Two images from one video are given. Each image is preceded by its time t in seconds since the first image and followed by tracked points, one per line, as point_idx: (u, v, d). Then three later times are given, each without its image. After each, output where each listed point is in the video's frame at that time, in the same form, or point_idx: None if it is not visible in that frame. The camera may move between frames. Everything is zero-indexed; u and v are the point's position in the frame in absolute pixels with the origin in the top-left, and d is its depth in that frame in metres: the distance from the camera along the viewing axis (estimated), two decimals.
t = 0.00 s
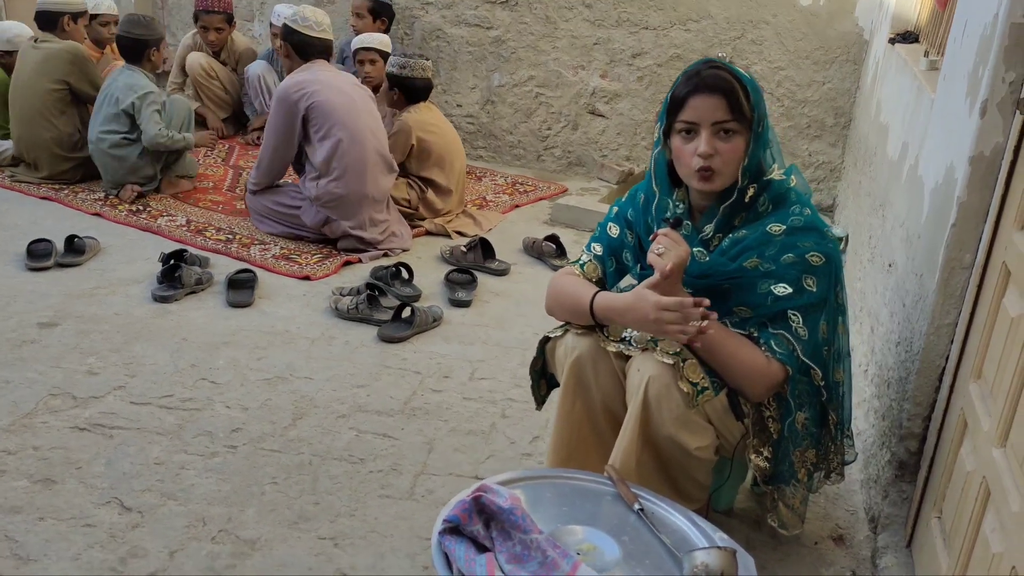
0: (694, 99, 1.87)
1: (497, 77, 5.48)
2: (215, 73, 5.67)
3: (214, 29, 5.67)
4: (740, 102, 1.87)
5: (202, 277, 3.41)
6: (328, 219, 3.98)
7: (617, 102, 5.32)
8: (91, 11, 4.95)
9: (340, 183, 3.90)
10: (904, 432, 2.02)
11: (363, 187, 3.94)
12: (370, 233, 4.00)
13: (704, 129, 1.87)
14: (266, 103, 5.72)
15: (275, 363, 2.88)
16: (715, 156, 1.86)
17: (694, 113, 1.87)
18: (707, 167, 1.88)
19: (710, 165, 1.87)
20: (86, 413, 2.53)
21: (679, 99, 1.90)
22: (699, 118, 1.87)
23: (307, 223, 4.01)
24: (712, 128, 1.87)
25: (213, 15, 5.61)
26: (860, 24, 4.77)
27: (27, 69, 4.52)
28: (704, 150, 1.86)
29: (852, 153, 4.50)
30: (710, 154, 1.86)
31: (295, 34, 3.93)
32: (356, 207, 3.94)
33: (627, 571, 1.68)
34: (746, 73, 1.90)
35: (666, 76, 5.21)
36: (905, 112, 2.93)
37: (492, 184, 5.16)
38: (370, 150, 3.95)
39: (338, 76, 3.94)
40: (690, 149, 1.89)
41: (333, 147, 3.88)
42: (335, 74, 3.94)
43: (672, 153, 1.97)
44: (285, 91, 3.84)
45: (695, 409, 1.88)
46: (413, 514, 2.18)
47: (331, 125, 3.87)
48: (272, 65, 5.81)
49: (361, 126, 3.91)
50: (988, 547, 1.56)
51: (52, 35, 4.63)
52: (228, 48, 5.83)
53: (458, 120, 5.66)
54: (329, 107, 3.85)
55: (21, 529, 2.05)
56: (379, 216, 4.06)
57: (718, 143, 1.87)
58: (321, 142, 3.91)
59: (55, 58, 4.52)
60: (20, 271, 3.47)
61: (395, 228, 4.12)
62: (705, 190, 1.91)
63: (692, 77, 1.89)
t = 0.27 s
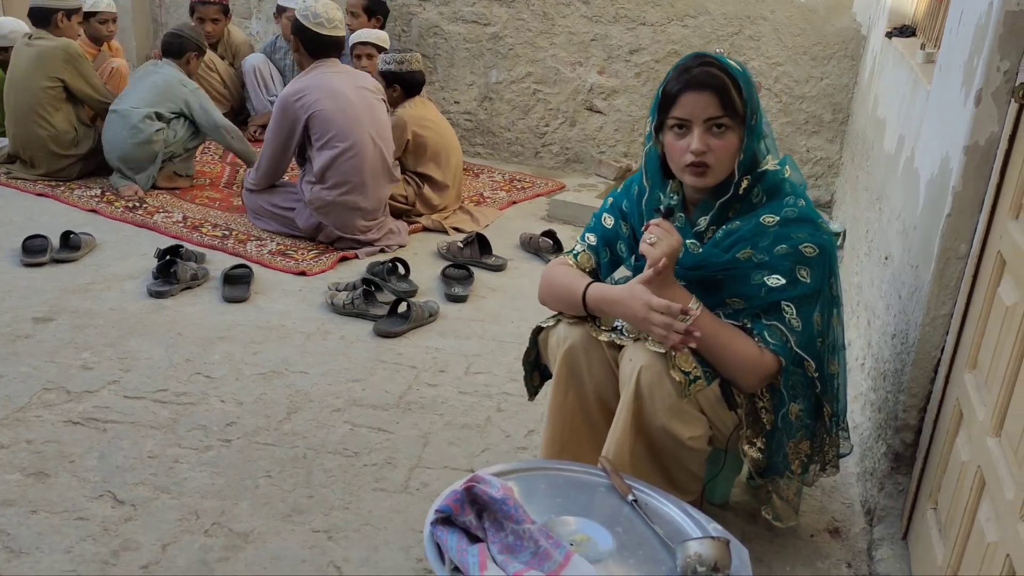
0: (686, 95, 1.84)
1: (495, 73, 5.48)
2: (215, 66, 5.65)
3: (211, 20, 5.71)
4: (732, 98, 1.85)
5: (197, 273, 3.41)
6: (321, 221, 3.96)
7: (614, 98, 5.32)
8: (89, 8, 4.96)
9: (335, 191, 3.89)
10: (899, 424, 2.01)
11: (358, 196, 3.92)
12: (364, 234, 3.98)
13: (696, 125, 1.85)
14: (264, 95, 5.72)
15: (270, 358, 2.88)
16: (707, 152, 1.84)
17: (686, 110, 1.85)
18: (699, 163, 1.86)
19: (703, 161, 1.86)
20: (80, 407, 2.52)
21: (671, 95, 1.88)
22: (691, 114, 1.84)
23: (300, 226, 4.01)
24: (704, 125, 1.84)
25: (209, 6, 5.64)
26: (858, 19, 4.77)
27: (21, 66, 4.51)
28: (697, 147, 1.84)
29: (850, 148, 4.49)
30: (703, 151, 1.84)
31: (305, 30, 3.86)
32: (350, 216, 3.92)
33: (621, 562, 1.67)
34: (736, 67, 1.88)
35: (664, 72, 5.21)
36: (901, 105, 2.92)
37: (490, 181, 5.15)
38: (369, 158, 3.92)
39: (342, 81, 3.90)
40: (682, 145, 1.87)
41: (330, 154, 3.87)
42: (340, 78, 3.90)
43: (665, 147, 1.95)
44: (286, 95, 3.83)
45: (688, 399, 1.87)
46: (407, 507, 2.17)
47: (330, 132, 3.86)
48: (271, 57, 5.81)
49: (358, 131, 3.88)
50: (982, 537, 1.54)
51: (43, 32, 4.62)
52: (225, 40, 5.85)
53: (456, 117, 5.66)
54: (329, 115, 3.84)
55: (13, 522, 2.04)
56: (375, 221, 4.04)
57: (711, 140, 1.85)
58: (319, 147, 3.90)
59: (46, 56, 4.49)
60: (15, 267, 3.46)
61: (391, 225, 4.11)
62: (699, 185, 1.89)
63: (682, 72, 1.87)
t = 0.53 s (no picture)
0: (684, 76, 1.82)
1: (494, 64, 5.46)
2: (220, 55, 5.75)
3: None
4: (731, 80, 1.83)
5: (194, 262, 3.40)
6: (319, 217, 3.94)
7: (615, 89, 5.30)
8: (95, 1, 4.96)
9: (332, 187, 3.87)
10: (900, 411, 2.00)
11: (355, 194, 3.90)
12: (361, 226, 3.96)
13: (695, 106, 1.83)
14: (263, 85, 5.69)
15: (268, 347, 2.86)
16: (707, 134, 1.83)
17: (685, 91, 1.83)
18: (698, 145, 1.85)
19: (702, 143, 1.84)
20: (76, 395, 2.51)
21: (669, 77, 1.86)
22: (688, 96, 1.83)
23: (298, 220, 3.99)
24: (703, 106, 1.83)
25: None
26: (859, 9, 4.75)
27: (22, 54, 4.51)
28: (695, 129, 1.82)
29: (851, 139, 4.47)
30: (702, 133, 1.82)
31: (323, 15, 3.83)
32: (347, 213, 3.91)
33: (618, 547, 1.66)
34: (734, 49, 1.86)
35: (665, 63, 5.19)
36: (902, 92, 2.91)
37: (489, 172, 5.13)
38: (369, 156, 3.89)
39: (350, 77, 3.87)
40: (681, 127, 1.85)
41: (329, 150, 3.85)
42: (348, 73, 3.87)
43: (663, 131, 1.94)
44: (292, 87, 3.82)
45: (687, 384, 1.86)
46: (405, 494, 2.16)
47: (331, 127, 3.84)
48: (269, 46, 5.78)
49: (358, 128, 3.85)
50: (983, 521, 1.53)
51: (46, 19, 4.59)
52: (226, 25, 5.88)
53: (455, 108, 5.64)
54: (332, 111, 3.82)
55: (8, 509, 2.03)
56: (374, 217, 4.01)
57: (710, 121, 1.83)
58: (321, 142, 3.88)
59: (48, 43, 4.47)
60: (12, 256, 3.45)
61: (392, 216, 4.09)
62: (697, 168, 1.87)
63: (681, 55, 1.84)
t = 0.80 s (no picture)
0: (680, 70, 1.82)
1: (495, 57, 5.45)
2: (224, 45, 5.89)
3: None
4: (728, 71, 1.82)
5: (194, 254, 3.40)
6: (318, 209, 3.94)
7: (615, 82, 5.29)
8: None
9: (332, 179, 3.87)
10: (898, 403, 2.00)
11: (354, 187, 3.89)
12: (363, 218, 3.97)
13: (692, 101, 1.82)
14: (261, 80, 5.68)
15: (268, 339, 2.87)
16: (705, 128, 1.82)
17: (682, 85, 1.82)
18: (697, 139, 1.84)
19: (701, 137, 1.84)
20: (76, 386, 2.52)
21: (667, 70, 1.85)
22: (686, 90, 1.82)
23: (298, 212, 3.99)
24: (700, 100, 1.82)
25: None
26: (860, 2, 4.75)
27: (33, 40, 4.52)
28: (692, 123, 1.82)
29: (852, 132, 4.47)
30: (700, 127, 1.82)
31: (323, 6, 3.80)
32: (346, 206, 3.91)
33: (616, 538, 1.66)
34: (732, 41, 1.84)
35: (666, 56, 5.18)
36: (903, 84, 2.90)
37: (489, 165, 5.13)
38: (369, 148, 3.89)
39: (351, 68, 3.87)
40: (679, 121, 1.85)
41: (329, 142, 3.85)
42: (348, 65, 3.87)
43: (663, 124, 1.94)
44: (292, 77, 3.83)
45: (693, 375, 1.85)
46: (404, 485, 2.16)
47: (331, 119, 3.84)
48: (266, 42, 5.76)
49: (355, 118, 3.84)
50: (980, 512, 1.53)
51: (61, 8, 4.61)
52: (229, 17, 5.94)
53: (455, 101, 5.63)
54: (332, 101, 3.82)
55: (8, 499, 2.03)
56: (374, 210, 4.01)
57: (708, 115, 1.83)
58: (320, 133, 3.88)
59: (56, 29, 4.48)
60: (12, 247, 3.45)
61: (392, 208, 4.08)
62: (697, 161, 1.87)
63: (677, 47, 1.83)
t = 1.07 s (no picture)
0: (678, 71, 1.81)
1: (495, 53, 5.45)
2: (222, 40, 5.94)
3: None
4: (726, 71, 1.81)
5: (193, 251, 3.40)
6: (321, 199, 3.95)
7: (615, 78, 5.29)
8: None
9: (333, 166, 3.88)
10: (898, 398, 2.00)
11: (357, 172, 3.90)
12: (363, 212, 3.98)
13: (689, 101, 1.82)
14: (258, 84, 5.68)
15: (267, 335, 2.87)
16: (702, 128, 1.82)
17: (679, 85, 1.82)
18: (694, 138, 1.84)
19: (698, 135, 1.83)
20: (76, 382, 2.52)
21: (665, 69, 1.85)
22: (685, 90, 1.82)
23: (298, 204, 3.99)
24: (697, 101, 1.82)
25: None
26: None
27: (39, 34, 4.53)
28: (690, 123, 1.82)
29: (852, 128, 4.47)
30: (697, 127, 1.82)
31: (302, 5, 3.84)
32: (349, 192, 3.92)
33: (615, 535, 1.67)
34: (733, 38, 1.84)
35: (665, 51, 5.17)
36: (903, 80, 2.90)
37: (489, 161, 5.13)
38: (368, 132, 3.91)
39: (343, 54, 3.88)
40: (676, 121, 1.85)
41: (329, 128, 3.85)
42: (339, 51, 3.88)
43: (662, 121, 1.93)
44: (286, 67, 3.83)
45: (694, 371, 1.86)
46: (403, 482, 2.17)
47: (329, 105, 3.84)
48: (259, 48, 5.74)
49: (355, 105, 3.85)
50: (978, 508, 1.54)
51: (67, 5, 4.64)
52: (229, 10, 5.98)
53: (455, 97, 5.63)
54: (328, 87, 3.82)
55: (8, 495, 2.04)
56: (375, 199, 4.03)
57: (705, 115, 1.82)
58: (318, 121, 3.88)
59: (61, 22, 4.49)
60: (12, 244, 3.45)
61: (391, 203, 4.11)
62: (693, 159, 1.87)
63: (676, 46, 1.83)
